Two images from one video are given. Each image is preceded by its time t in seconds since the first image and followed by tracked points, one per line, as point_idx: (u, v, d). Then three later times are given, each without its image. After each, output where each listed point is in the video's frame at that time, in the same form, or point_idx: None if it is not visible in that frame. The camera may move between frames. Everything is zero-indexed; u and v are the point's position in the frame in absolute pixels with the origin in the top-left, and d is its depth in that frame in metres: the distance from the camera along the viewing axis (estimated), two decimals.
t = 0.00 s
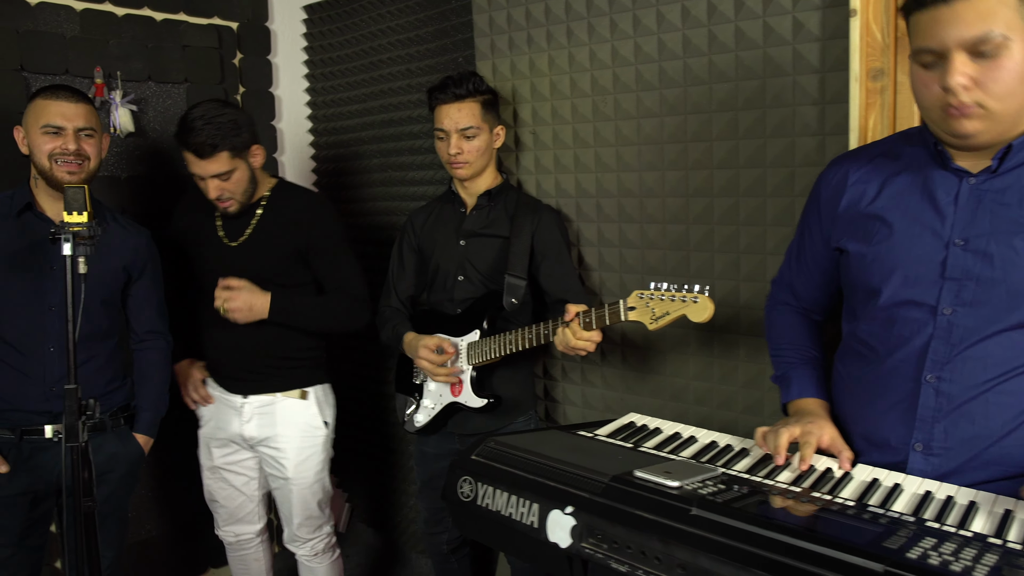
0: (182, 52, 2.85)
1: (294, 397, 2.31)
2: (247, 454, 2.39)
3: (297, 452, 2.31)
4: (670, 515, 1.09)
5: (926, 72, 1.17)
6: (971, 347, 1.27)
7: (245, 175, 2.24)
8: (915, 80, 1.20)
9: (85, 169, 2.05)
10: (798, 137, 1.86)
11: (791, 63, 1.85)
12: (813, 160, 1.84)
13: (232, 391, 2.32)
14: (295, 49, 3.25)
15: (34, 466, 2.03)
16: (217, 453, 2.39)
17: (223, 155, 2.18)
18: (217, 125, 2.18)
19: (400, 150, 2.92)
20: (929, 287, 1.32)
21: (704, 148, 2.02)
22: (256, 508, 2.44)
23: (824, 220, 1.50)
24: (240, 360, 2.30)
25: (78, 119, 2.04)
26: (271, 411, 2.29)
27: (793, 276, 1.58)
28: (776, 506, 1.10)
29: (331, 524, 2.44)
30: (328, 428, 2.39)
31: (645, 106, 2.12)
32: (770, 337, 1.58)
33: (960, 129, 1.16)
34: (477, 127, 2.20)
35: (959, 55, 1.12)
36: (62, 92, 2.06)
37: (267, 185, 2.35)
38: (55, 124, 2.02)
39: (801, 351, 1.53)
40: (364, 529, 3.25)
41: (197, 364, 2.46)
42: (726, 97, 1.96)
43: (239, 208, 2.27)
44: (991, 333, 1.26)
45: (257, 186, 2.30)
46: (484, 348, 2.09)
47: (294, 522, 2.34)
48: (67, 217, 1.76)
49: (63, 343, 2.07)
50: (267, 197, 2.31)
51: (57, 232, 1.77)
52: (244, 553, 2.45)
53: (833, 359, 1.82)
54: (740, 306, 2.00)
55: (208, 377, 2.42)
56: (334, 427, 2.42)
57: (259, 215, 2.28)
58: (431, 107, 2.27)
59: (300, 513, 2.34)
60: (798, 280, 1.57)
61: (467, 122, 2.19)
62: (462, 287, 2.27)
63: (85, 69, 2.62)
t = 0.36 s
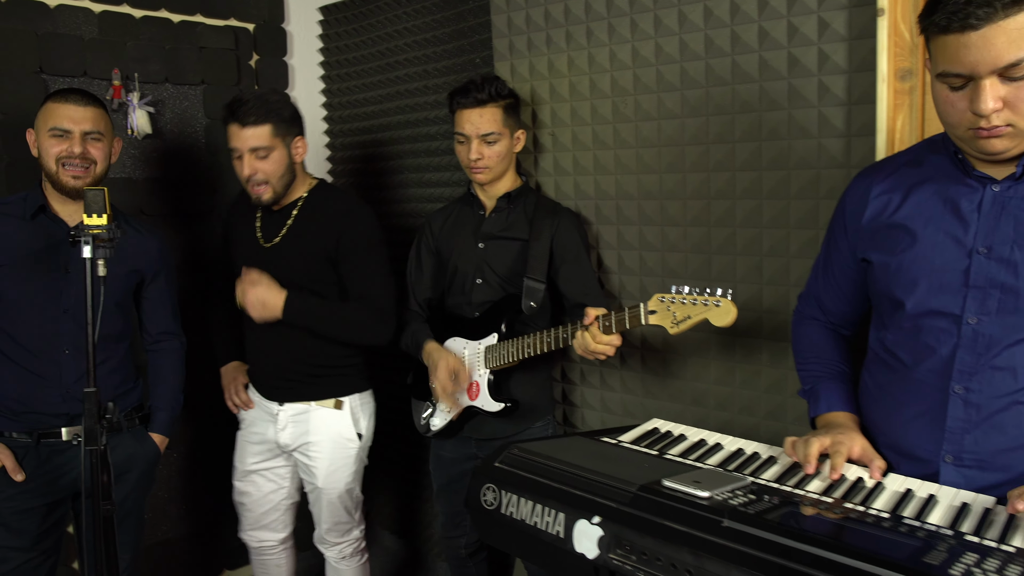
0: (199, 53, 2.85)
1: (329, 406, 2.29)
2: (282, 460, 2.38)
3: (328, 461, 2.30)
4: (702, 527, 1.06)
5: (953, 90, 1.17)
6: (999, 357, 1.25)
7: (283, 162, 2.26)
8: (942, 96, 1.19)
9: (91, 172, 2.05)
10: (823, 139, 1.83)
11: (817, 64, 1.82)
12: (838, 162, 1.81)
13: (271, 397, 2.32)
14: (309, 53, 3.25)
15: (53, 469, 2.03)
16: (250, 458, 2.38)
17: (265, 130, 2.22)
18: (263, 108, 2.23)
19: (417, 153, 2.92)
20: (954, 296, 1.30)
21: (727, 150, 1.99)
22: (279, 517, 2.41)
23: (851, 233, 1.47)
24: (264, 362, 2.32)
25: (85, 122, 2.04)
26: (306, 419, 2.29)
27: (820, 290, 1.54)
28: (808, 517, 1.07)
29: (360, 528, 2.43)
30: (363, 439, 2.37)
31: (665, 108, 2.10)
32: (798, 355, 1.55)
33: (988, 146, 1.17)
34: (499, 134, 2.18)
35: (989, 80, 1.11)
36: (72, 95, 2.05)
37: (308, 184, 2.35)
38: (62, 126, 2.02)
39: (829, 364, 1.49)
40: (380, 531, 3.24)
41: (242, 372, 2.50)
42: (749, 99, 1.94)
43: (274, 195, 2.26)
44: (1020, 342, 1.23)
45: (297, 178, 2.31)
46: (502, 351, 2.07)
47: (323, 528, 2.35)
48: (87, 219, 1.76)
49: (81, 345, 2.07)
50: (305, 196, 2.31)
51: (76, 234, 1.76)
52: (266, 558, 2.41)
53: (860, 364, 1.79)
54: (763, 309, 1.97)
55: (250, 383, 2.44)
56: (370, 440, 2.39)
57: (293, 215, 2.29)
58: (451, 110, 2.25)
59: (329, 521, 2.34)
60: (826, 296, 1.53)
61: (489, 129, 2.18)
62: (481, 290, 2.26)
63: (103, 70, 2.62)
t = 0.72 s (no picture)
0: (222, 57, 2.85)
1: (357, 409, 2.27)
2: (308, 462, 2.37)
3: (355, 464, 2.27)
4: (739, 547, 1.03)
5: (971, 100, 1.16)
6: None
7: (314, 153, 2.28)
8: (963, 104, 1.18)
9: (100, 175, 2.05)
10: (857, 142, 1.78)
11: (850, 65, 1.77)
12: (872, 166, 1.76)
13: (299, 400, 2.31)
14: (330, 56, 3.24)
15: (76, 474, 2.03)
16: (273, 459, 2.37)
17: (300, 119, 2.28)
18: (303, 102, 2.31)
19: (441, 156, 2.89)
20: (994, 310, 1.25)
21: (756, 153, 1.95)
22: (291, 523, 2.38)
23: (887, 246, 1.43)
24: (288, 367, 2.32)
25: (91, 125, 2.05)
26: (334, 422, 2.27)
27: (857, 302, 1.50)
28: (849, 538, 1.02)
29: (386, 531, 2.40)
30: (390, 443, 2.32)
31: (692, 111, 2.06)
32: (835, 362, 1.50)
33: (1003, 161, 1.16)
34: (524, 135, 2.15)
35: (1003, 96, 1.09)
36: (77, 99, 2.08)
37: (332, 189, 2.35)
38: (70, 130, 2.04)
39: (866, 374, 1.45)
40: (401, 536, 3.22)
41: (270, 373, 2.47)
42: (779, 101, 1.89)
43: (300, 183, 2.26)
44: None
45: (323, 176, 2.32)
46: (526, 358, 2.04)
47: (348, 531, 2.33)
48: (110, 225, 1.75)
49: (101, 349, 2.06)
50: (331, 199, 2.32)
51: (100, 240, 1.75)
52: (279, 562, 2.40)
53: (896, 374, 1.74)
54: (794, 317, 1.92)
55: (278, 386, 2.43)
56: (397, 443, 2.36)
57: (323, 215, 2.29)
58: (477, 112, 2.23)
59: (354, 524, 2.31)
60: (863, 306, 1.49)
61: (513, 130, 2.15)
62: (504, 295, 2.23)
63: (126, 75, 2.62)
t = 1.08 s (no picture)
0: (266, 60, 2.86)
1: (385, 405, 2.26)
2: (336, 462, 2.35)
3: (387, 461, 2.26)
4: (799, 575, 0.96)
5: None
6: None
7: (345, 149, 2.27)
8: None
9: (140, 171, 2.07)
10: (920, 140, 1.69)
11: (912, 59, 1.68)
12: (937, 166, 1.67)
13: (322, 398, 2.27)
14: (373, 57, 3.24)
15: (121, 476, 2.05)
16: (306, 461, 2.35)
17: (331, 115, 2.27)
18: (335, 100, 2.30)
19: (483, 157, 2.85)
20: None
21: (811, 153, 1.86)
22: (340, 516, 2.40)
23: (949, 244, 1.33)
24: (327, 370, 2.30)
25: (130, 120, 2.07)
26: (361, 419, 2.24)
27: (919, 301, 1.40)
28: (921, 568, 0.94)
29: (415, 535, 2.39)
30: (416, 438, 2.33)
31: (743, 109, 1.99)
32: (897, 357, 1.43)
33: None
34: (562, 132, 2.10)
35: None
36: (120, 97, 2.11)
37: (360, 188, 2.33)
38: (109, 126, 2.06)
39: (924, 374, 1.38)
40: (443, 540, 3.20)
41: (286, 372, 2.42)
42: (835, 98, 1.81)
43: (332, 178, 2.25)
44: None
45: (352, 174, 2.31)
46: (571, 365, 1.99)
47: (382, 533, 2.29)
48: (153, 228, 1.75)
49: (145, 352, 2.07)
50: (361, 197, 2.30)
51: (143, 244, 1.75)
52: (329, 562, 2.40)
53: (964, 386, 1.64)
54: (851, 324, 1.83)
55: (295, 385, 2.38)
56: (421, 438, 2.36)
57: (354, 215, 2.27)
58: (517, 112, 2.19)
59: (388, 524, 2.29)
60: (925, 306, 1.39)
61: (551, 128, 2.10)
62: (547, 299, 2.18)
63: (172, 79, 2.64)
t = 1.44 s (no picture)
0: (322, 64, 2.88)
1: (420, 408, 2.23)
2: (375, 465, 2.34)
3: (426, 464, 2.23)
4: None
5: None
6: None
7: (382, 154, 2.28)
8: None
9: (202, 175, 2.10)
10: (1004, 139, 1.56)
11: (995, 50, 1.55)
12: None
13: (358, 402, 2.25)
14: (429, 60, 3.23)
15: (177, 478, 2.07)
16: (346, 465, 2.34)
17: (369, 121, 2.30)
18: (372, 107, 2.34)
19: (539, 159, 2.80)
20: None
21: (883, 152, 1.75)
22: (385, 516, 2.40)
23: None
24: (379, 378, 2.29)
25: (196, 125, 2.11)
26: (399, 423, 2.22)
27: (1000, 305, 1.27)
28: None
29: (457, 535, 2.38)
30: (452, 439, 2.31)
31: (809, 107, 1.88)
32: (973, 375, 1.28)
33: None
34: (618, 138, 2.02)
35: None
36: (183, 103, 2.14)
37: (395, 196, 2.33)
38: (175, 130, 2.09)
39: (1007, 396, 1.22)
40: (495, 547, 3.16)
41: (318, 377, 2.43)
42: (909, 93, 1.69)
43: (370, 185, 2.26)
44: None
45: (388, 181, 2.31)
46: (625, 375, 1.93)
47: (427, 536, 2.28)
48: (204, 233, 1.76)
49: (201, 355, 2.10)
50: (397, 203, 2.31)
51: (194, 249, 1.77)
52: (376, 563, 2.41)
53: None
54: (926, 336, 1.71)
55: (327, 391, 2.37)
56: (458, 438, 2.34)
57: (390, 222, 2.29)
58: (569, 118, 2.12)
59: (432, 528, 2.27)
60: (1007, 310, 1.26)
61: (607, 134, 2.02)
62: (602, 305, 2.12)
63: (231, 83, 2.68)
